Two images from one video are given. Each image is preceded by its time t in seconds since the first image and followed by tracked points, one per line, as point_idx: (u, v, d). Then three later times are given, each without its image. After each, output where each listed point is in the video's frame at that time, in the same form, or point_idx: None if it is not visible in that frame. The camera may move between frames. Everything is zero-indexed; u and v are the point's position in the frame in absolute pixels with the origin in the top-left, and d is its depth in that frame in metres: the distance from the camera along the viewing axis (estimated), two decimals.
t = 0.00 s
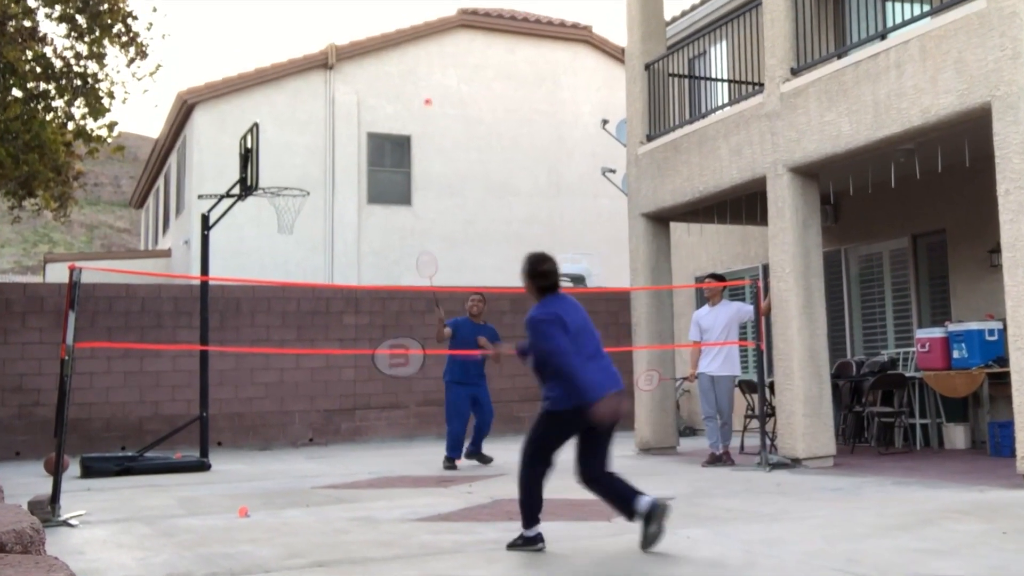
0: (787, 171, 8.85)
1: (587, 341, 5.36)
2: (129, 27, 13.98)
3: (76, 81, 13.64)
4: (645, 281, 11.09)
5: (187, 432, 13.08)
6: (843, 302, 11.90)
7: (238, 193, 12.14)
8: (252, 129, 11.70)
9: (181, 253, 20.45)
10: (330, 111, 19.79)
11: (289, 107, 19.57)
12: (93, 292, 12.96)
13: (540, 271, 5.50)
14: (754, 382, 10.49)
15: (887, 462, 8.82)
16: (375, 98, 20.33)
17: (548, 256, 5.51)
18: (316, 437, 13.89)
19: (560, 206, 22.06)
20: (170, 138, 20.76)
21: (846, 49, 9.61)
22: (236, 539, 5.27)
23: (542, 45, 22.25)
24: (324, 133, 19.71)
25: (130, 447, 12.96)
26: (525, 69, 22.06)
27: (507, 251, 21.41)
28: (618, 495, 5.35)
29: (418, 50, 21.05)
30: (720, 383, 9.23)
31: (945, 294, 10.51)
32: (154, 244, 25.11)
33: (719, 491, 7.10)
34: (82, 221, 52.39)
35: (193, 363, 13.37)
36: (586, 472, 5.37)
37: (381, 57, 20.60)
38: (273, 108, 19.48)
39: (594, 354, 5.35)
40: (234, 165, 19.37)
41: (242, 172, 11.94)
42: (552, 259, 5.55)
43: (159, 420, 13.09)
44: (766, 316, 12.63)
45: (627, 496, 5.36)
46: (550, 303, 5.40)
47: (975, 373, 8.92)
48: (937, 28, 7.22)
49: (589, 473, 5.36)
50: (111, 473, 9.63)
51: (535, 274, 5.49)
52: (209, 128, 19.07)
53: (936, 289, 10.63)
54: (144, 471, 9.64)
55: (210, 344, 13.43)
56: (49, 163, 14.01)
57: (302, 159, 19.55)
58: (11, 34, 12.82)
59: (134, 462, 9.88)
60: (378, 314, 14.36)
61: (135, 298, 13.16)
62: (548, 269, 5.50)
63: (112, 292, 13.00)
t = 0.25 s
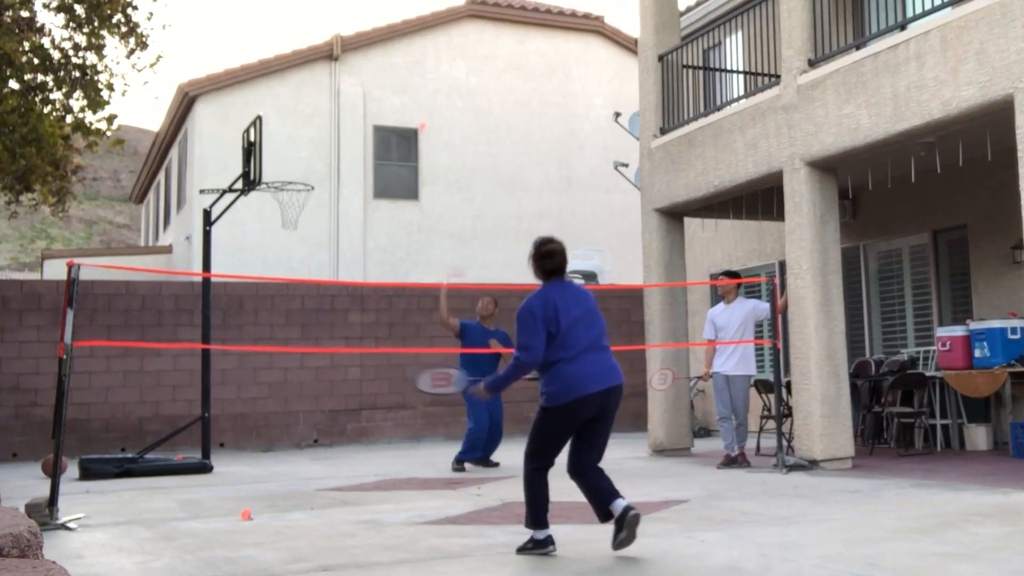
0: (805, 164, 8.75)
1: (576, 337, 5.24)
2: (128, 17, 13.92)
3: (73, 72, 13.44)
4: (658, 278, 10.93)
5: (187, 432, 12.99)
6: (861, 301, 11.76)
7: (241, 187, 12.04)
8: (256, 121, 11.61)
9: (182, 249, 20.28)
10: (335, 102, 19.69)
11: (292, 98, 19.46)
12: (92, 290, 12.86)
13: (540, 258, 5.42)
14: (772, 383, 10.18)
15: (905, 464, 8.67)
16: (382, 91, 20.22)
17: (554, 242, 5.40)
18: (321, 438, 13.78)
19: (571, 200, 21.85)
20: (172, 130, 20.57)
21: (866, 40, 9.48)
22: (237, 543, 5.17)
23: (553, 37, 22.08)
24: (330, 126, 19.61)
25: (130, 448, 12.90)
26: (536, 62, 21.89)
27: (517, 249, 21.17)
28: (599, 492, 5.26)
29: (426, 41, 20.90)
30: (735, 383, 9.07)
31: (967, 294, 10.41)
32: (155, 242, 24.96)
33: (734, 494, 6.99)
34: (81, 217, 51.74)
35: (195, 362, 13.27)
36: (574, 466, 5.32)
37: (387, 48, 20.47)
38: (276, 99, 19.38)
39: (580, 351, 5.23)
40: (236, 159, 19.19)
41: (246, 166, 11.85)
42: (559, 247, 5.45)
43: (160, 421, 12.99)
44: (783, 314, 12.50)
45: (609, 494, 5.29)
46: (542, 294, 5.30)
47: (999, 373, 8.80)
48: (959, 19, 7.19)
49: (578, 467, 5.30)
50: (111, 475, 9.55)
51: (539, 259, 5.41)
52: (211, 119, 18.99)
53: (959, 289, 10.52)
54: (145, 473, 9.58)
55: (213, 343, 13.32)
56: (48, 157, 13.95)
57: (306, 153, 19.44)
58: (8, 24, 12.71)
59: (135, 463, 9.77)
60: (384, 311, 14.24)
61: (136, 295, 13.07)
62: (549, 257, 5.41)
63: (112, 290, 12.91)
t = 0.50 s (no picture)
0: (823, 159, 8.78)
1: (603, 323, 5.17)
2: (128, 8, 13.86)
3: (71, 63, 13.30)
4: (672, 275, 10.78)
5: (188, 434, 12.94)
6: (881, 297, 11.63)
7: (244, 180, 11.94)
8: (259, 113, 11.52)
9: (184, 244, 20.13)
10: (341, 93, 19.57)
11: (295, 90, 19.33)
12: (91, 287, 12.77)
13: (581, 237, 5.35)
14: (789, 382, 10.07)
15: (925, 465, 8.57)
16: (389, 83, 20.09)
17: (595, 221, 5.33)
18: (326, 439, 13.64)
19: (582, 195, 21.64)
20: (172, 121, 20.38)
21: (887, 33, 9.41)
22: (240, 547, 5.09)
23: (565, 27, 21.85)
24: (336, 118, 19.49)
25: (129, 450, 12.77)
26: (547, 53, 21.66)
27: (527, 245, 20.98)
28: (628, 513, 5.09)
29: (434, 31, 20.72)
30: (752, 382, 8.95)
31: (990, 290, 10.31)
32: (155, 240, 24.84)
33: (751, 497, 6.90)
34: (76, 211, 49.50)
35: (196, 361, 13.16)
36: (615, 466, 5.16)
37: (394, 38, 20.31)
38: (279, 91, 19.24)
39: (606, 338, 5.16)
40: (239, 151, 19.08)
41: (249, 159, 11.74)
42: (602, 228, 5.36)
43: (160, 422, 12.88)
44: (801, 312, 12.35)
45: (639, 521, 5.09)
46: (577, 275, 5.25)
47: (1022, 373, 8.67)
48: (982, 9, 7.28)
49: (618, 467, 5.14)
50: (111, 477, 9.49)
51: (578, 237, 5.35)
52: (213, 109, 18.87)
53: (981, 285, 10.42)
54: (145, 474, 9.58)
55: (215, 341, 13.20)
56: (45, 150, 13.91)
57: (311, 146, 19.31)
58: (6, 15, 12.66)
59: (136, 466, 9.68)
60: (391, 309, 14.11)
61: (136, 292, 12.97)
62: (591, 237, 5.34)
63: (111, 287, 12.82)
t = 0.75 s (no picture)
0: (842, 151, 8.67)
1: (619, 321, 5.05)
2: None
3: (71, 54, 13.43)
4: (688, 271, 10.64)
5: (191, 434, 12.84)
6: (902, 293, 11.49)
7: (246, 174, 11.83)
8: (262, 106, 11.41)
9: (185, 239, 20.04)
10: (346, 85, 19.43)
11: (300, 82, 19.21)
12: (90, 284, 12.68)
13: (598, 229, 5.20)
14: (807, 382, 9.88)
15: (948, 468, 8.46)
16: (396, 74, 19.93)
17: (614, 214, 5.17)
18: (331, 440, 13.53)
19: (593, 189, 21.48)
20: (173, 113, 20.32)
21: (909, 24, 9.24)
22: (244, 551, 5.00)
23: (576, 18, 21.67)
24: (342, 109, 19.35)
25: (129, 451, 12.70)
26: (559, 44, 21.50)
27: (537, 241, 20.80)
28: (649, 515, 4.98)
29: (443, 21, 20.55)
30: (770, 381, 8.87)
31: (1014, 286, 10.13)
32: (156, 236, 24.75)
33: (769, 500, 6.78)
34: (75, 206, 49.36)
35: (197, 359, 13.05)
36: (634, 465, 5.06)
37: (401, 28, 20.14)
38: (284, 81, 19.13)
39: (623, 336, 5.03)
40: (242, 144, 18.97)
41: (251, 154, 11.63)
42: (621, 220, 5.18)
43: (161, 423, 12.78)
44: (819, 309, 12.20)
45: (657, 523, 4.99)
46: (592, 271, 5.12)
47: None
48: None
49: (638, 469, 5.04)
50: (110, 479, 9.55)
51: (597, 230, 5.21)
52: (215, 102, 18.75)
53: (1004, 281, 10.25)
54: (146, 476, 9.59)
55: (217, 340, 13.07)
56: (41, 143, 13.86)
57: (316, 140, 19.19)
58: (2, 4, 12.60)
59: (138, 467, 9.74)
60: (397, 307, 13.96)
61: (135, 289, 12.86)
62: (609, 230, 5.18)
63: (110, 284, 12.72)
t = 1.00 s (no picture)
0: (862, 145, 8.66)
1: (625, 315, 5.00)
2: None
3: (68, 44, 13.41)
4: (704, 268, 10.51)
5: (193, 436, 12.74)
6: (924, 290, 11.38)
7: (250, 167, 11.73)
8: (266, 97, 11.33)
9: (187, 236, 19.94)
10: (353, 76, 19.33)
11: (306, 73, 19.11)
12: (89, 281, 12.59)
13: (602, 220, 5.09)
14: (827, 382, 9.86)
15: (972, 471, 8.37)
16: (402, 64, 19.81)
17: (618, 204, 5.08)
18: (336, 441, 13.44)
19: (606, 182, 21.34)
20: (173, 105, 20.26)
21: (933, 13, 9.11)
22: (247, 556, 4.98)
23: (589, 8, 21.52)
24: (349, 99, 19.25)
25: (129, 453, 12.59)
26: (571, 34, 21.33)
27: (548, 237, 20.64)
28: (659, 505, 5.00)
29: (452, 11, 20.42)
30: (790, 381, 8.84)
31: None
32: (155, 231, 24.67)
33: (787, 502, 6.71)
34: (72, 201, 48.53)
35: (198, 358, 12.95)
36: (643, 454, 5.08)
37: (409, 17, 20.01)
38: (288, 72, 19.06)
39: (628, 329, 4.99)
40: (244, 135, 18.81)
41: (255, 146, 11.53)
42: (627, 211, 5.10)
43: (161, 423, 12.69)
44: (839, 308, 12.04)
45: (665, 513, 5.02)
46: (598, 263, 5.03)
47: None
48: None
49: (645, 458, 5.06)
50: (110, 481, 9.48)
51: (601, 219, 5.10)
52: (217, 93, 18.61)
53: None
54: (145, 479, 9.54)
55: (220, 338, 12.96)
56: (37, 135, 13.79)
57: (321, 132, 19.09)
58: None
59: (135, 470, 9.63)
60: (404, 304, 13.84)
61: (135, 286, 12.76)
62: (615, 221, 5.08)
63: (110, 282, 12.64)
